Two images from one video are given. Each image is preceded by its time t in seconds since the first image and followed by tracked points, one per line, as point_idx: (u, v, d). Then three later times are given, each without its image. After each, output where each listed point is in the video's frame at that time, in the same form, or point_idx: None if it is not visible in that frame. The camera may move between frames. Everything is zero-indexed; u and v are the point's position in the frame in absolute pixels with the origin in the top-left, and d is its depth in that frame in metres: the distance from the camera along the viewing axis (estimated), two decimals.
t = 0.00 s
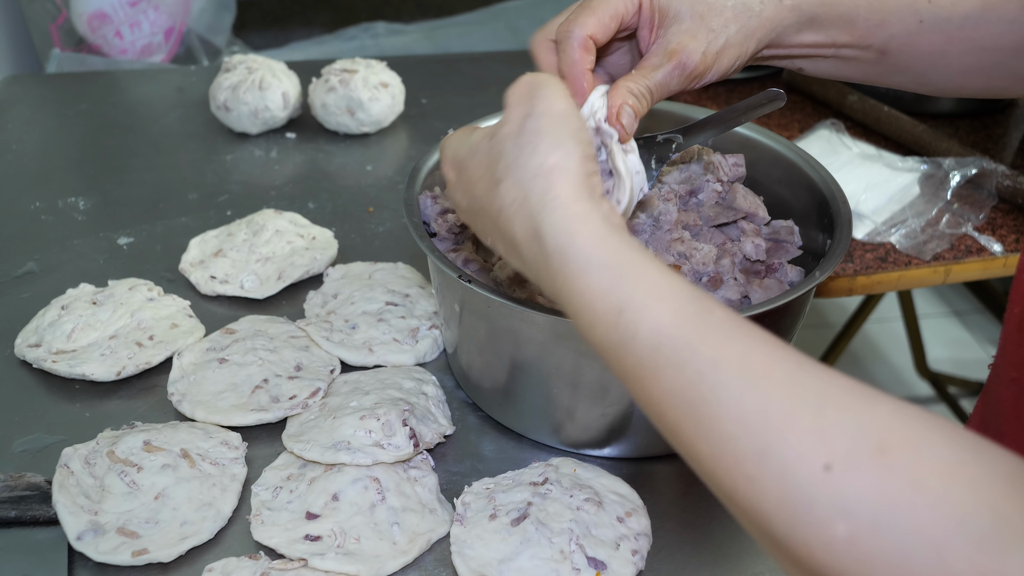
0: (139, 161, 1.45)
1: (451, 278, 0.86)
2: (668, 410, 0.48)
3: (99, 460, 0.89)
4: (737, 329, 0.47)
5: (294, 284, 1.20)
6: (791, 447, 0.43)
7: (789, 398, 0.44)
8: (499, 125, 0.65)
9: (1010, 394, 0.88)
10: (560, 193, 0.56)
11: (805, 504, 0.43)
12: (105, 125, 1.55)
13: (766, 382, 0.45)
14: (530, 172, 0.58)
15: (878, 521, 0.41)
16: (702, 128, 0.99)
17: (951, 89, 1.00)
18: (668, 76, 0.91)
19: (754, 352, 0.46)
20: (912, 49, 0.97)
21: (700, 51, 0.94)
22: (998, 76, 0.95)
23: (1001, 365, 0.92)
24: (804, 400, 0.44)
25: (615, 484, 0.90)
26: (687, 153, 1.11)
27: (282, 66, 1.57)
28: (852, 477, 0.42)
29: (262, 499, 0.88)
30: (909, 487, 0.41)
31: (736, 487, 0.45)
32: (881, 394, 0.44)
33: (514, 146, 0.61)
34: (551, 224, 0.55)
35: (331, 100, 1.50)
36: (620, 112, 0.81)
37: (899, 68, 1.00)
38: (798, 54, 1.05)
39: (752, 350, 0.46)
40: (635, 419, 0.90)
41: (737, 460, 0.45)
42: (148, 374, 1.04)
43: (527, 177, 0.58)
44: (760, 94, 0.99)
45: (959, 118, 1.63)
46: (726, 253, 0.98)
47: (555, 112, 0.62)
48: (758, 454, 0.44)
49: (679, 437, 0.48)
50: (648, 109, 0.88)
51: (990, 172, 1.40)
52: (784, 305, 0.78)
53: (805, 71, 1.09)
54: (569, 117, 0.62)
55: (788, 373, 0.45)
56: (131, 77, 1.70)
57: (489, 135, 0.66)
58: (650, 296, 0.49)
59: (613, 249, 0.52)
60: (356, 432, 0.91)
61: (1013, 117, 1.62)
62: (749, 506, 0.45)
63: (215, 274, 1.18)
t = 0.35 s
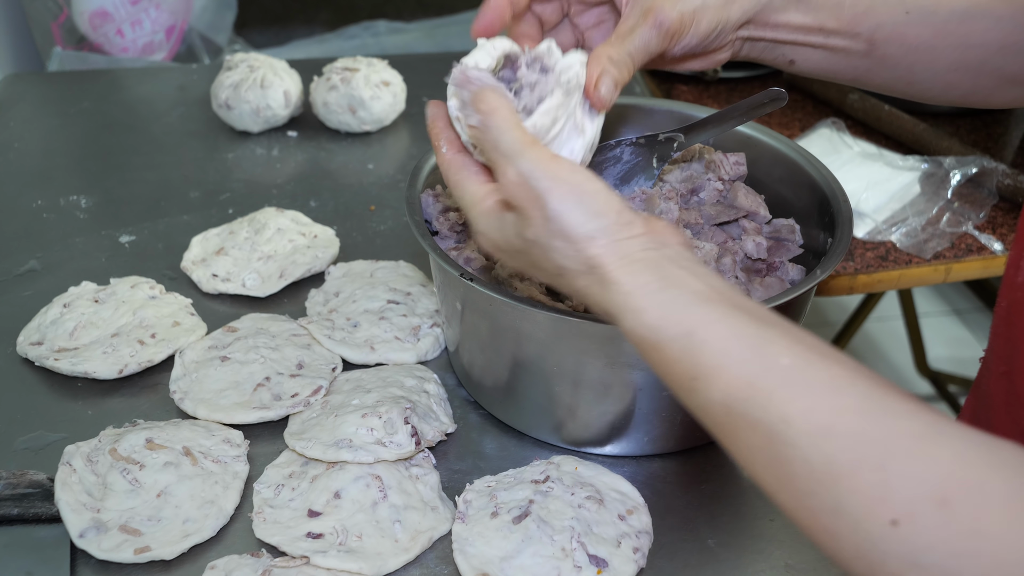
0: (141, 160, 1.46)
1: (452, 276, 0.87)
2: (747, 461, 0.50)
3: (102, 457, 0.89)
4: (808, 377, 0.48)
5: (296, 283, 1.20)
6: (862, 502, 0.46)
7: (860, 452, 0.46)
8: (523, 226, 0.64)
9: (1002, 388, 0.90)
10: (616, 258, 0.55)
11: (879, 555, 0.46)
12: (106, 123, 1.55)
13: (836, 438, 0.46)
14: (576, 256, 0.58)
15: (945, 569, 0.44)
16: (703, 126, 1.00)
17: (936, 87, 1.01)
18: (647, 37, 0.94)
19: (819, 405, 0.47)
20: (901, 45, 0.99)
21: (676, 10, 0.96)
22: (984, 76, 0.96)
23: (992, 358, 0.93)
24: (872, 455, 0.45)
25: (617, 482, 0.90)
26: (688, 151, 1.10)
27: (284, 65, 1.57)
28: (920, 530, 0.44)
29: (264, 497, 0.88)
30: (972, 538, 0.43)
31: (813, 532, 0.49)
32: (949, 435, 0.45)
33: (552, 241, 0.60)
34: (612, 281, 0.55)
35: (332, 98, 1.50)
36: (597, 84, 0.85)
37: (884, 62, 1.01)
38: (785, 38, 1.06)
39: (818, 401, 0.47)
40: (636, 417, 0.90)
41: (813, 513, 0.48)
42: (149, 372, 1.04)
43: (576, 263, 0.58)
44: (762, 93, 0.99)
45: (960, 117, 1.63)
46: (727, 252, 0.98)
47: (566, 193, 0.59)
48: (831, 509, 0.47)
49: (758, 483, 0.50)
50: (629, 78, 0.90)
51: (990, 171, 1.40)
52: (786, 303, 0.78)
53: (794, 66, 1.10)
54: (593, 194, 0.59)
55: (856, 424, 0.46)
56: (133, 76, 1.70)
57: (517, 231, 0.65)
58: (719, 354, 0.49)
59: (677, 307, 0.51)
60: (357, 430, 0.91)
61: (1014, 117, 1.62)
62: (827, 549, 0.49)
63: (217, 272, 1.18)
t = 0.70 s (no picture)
0: (141, 160, 1.46)
1: (452, 275, 0.87)
2: (756, 420, 0.52)
3: (102, 457, 0.90)
4: (821, 342, 0.52)
5: (295, 282, 1.20)
6: (870, 454, 0.48)
7: (868, 405, 0.49)
8: (545, 168, 0.68)
9: (1000, 375, 0.90)
10: (636, 223, 0.60)
11: (885, 508, 0.48)
12: (107, 123, 1.55)
13: (847, 391, 0.50)
14: (597, 204, 0.63)
15: (952, 522, 0.46)
16: (703, 127, 1.00)
17: (920, 93, 1.01)
18: (641, 82, 0.92)
19: (831, 365, 0.51)
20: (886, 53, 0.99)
21: (672, 56, 0.95)
22: (967, 79, 0.97)
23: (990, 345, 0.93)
24: (881, 409, 0.49)
25: (616, 482, 0.90)
26: (688, 151, 1.10)
27: (283, 65, 1.57)
28: (927, 481, 0.47)
29: (264, 496, 0.88)
30: (980, 490, 0.46)
31: (821, 490, 0.50)
32: (955, 404, 0.49)
33: (571, 183, 0.65)
34: (633, 246, 0.60)
35: (332, 99, 1.50)
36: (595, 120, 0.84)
37: (868, 71, 1.01)
38: (770, 57, 1.05)
39: (830, 361, 0.51)
40: (636, 417, 0.90)
41: (821, 466, 0.50)
42: (149, 371, 1.05)
43: (595, 212, 0.63)
44: (761, 93, 1.00)
45: (958, 118, 1.63)
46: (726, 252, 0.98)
47: (595, 147, 0.67)
48: (840, 462, 0.49)
49: (768, 446, 0.53)
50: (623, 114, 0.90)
51: (990, 171, 1.40)
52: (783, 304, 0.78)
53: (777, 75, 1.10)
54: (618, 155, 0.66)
55: (867, 383, 0.50)
56: (133, 75, 1.70)
57: (533, 177, 0.70)
58: (737, 313, 0.54)
59: (695, 271, 0.56)
60: (357, 429, 0.91)
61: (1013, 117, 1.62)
62: (835, 508, 0.50)
63: (217, 271, 1.19)
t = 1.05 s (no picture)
0: (143, 161, 1.46)
1: (454, 276, 0.87)
2: (775, 457, 0.52)
3: (104, 457, 0.90)
4: (827, 373, 0.51)
5: (297, 283, 1.21)
6: (891, 487, 0.48)
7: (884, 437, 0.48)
8: (548, 204, 0.64)
9: (1011, 373, 0.89)
10: (633, 265, 0.58)
11: (913, 539, 0.47)
12: (108, 124, 1.55)
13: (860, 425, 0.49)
14: (597, 246, 0.60)
15: (983, 550, 0.45)
16: (704, 127, 1.00)
17: (920, 96, 1.02)
18: (633, 72, 0.92)
19: (842, 398, 0.50)
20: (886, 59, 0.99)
21: (667, 47, 0.95)
22: (966, 83, 0.97)
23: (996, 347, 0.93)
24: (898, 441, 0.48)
25: (617, 483, 0.90)
26: (689, 153, 1.11)
27: (285, 66, 1.58)
28: (953, 511, 0.46)
29: (266, 497, 0.88)
30: (1007, 515, 0.45)
31: (847, 524, 0.50)
32: (969, 423, 0.48)
33: (575, 224, 0.61)
34: (630, 290, 0.57)
35: (334, 100, 1.51)
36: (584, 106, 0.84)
37: (868, 74, 1.02)
38: (770, 62, 1.05)
39: (841, 394, 0.50)
40: (637, 418, 0.90)
41: (845, 501, 0.49)
42: (151, 372, 1.05)
43: (595, 253, 0.60)
44: (762, 95, 1.00)
45: (960, 120, 1.63)
46: (728, 253, 0.98)
47: (601, 180, 0.61)
48: (862, 496, 0.49)
49: (788, 481, 0.52)
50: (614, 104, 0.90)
51: (992, 173, 1.40)
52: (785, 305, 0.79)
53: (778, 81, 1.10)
54: (628, 191, 0.61)
55: (881, 413, 0.49)
56: (135, 77, 1.70)
57: (535, 210, 0.66)
58: (741, 353, 0.53)
59: (694, 305, 0.55)
60: (359, 430, 0.91)
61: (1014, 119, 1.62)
62: (863, 539, 0.50)
63: (219, 272, 1.19)
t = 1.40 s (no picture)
0: (145, 160, 1.46)
1: (456, 275, 0.87)
2: (768, 468, 0.53)
3: (106, 456, 0.90)
4: (816, 379, 0.52)
5: (299, 283, 1.21)
6: (888, 493, 0.48)
7: (876, 441, 0.49)
8: (533, 215, 0.67)
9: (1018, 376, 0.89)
10: (619, 277, 0.60)
11: (915, 544, 0.48)
12: (111, 124, 1.56)
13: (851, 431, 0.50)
14: (581, 259, 0.63)
15: (986, 554, 0.46)
16: (707, 128, 1.00)
17: (923, 95, 1.02)
18: (648, 68, 0.91)
19: (832, 407, 0.51)
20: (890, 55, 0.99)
21: (676, 40, 0.94)
22: (971, 81, 0.98)
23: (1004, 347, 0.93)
24: (891, 447, 0.49)
25: (620, 482, 0.90)
26: (692, 153, 1.11)
27: (288, 65, 1.58)
28: (952, 513, 0.47)
29: (268, 496, 0.88)
30: (1008, 515, 0.45)
31: (846, 532, 0.51)
32: (965, 426, 0.49)
33: (559, 238, 0.64)
34: (619, 300, 0.59)
35: (337, 99, 1.51)
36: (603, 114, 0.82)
37: (871, 71, 1.02)
38: (778, 50, 1.05)
39: (830, 403, 0.51)
40: (639, 417, 0.90)
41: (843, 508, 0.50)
42: (154, 371, 1.05)
43: (580, 264, 0.63)
44: (766, 95, 0.99)
45: (962, 120, 1.63)
46: (730, 252, 0.98)
47: (585, 192, 0.63)
48: (859, 503, 0.49)
49: (783, 492, 0.53)
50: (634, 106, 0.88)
51: (994, 173, 1.40)
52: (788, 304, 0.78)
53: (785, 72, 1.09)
54: (606, 197, 0.63)
55: (870, 419, 0.50)
56: (138, 76, 1.70)
57: (523, 219, 0.69)
58: (728, 365, 0.54)
59: (682, 319, 0.56)
60: (361, 429, 0.91)
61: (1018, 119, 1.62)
62: (863, 548, 0.50)
63: (221, 271, 1.19)
